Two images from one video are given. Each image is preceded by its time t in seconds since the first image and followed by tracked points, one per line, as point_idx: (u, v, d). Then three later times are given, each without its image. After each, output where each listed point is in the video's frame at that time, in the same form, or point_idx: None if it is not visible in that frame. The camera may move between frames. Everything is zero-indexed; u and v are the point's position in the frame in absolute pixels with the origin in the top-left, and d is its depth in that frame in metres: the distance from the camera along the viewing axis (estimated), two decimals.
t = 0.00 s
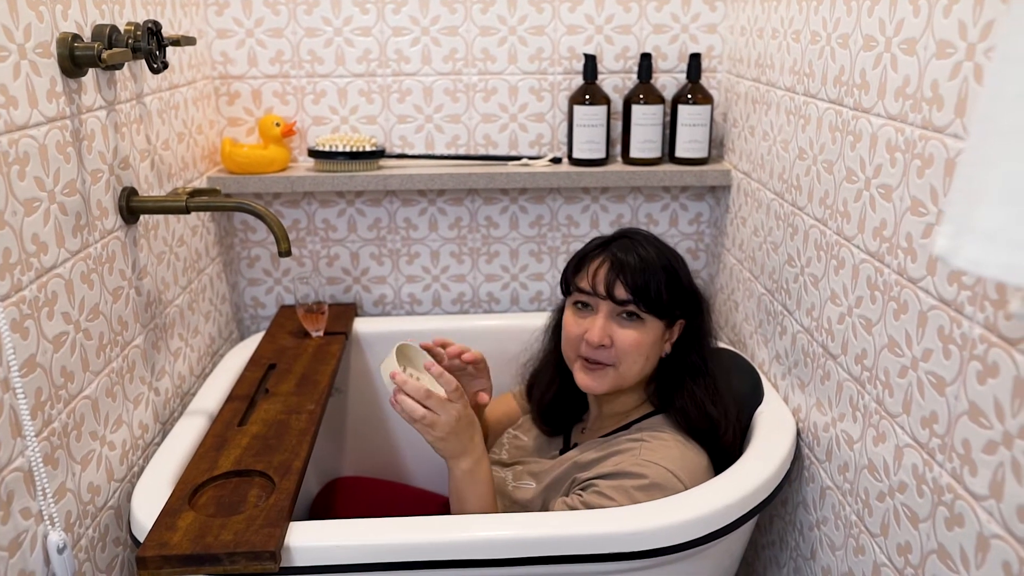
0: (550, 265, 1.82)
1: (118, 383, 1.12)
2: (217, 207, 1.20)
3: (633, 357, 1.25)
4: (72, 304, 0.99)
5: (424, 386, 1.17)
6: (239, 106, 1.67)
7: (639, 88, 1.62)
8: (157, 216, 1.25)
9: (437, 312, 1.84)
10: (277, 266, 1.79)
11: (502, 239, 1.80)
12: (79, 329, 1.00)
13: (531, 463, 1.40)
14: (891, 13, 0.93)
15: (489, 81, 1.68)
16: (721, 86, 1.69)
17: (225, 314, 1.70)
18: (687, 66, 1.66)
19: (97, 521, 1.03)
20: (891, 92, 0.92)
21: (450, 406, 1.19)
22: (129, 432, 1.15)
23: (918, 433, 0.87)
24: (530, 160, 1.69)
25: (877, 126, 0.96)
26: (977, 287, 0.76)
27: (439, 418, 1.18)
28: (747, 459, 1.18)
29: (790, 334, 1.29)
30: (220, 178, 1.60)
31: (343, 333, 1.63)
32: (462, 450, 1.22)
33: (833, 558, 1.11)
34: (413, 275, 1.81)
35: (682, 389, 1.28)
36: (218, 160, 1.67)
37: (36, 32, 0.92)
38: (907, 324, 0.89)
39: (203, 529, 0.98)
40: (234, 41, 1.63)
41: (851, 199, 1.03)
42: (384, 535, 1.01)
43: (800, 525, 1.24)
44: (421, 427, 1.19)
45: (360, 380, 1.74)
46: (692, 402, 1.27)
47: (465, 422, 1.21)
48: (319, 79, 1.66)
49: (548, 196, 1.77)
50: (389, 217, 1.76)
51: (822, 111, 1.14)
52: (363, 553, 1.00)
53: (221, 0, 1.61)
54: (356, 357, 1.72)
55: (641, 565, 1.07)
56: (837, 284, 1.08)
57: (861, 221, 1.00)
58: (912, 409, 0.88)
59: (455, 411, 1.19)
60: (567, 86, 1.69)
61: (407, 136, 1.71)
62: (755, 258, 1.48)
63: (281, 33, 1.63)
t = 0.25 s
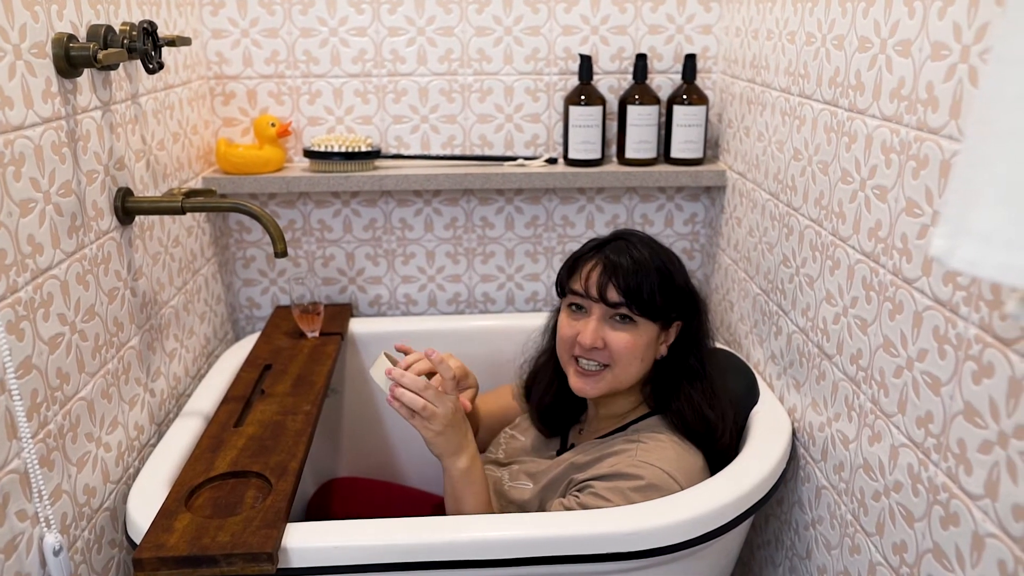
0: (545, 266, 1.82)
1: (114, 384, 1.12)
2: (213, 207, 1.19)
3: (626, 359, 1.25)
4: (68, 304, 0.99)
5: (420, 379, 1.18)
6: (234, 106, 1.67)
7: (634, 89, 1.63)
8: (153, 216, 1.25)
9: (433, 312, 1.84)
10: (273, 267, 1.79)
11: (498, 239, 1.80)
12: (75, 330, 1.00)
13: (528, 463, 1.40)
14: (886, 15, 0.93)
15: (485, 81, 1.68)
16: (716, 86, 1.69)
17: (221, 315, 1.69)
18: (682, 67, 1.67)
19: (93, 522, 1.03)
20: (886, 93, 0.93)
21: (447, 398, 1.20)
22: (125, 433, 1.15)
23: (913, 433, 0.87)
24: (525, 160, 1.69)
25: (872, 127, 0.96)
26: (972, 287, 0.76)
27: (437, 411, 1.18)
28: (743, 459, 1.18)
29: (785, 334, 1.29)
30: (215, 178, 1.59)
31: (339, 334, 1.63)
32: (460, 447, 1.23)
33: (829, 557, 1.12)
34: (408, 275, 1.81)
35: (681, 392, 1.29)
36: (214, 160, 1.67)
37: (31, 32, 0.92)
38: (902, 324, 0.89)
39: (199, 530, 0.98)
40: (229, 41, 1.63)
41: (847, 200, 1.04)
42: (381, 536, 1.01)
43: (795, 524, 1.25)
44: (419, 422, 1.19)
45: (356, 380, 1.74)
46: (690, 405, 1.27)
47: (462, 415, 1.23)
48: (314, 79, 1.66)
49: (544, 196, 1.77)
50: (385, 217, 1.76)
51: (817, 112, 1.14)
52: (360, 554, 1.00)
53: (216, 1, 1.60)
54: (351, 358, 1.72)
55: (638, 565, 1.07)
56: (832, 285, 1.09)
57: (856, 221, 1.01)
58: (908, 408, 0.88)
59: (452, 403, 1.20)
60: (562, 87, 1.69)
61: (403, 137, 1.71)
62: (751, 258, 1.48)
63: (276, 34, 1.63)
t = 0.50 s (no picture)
0: (541, 266, 1.83)
1: (111, 387, 1.11)
2: (209, 209, 1.19)
3: (588, 353, 1.26)
4: (64, 307, 0.98)
5: (397, 378, 1.19)
6: (229, 107, 1.66)
7: (630, 90, 1.62)
8: (148, 218, 1.24)
9: (429, 313, 1.84)
10: (268, 268, 1.79)
11: (494, 240, 1.80)
12: (72, 333, 1.00)
13: (526, 465, 1.40)
14: (881, 17, 0.94)
15: (480, 83, 1.68)
16: (711, 87, 1.70)
17: (216, 316, 1.69)
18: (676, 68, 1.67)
19: (90, 525, 1.03)
20: (881, 94, 0.93)
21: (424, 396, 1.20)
22: (121, 436, 1.14)
23: (909, 432, 0.88)
24: (521, 161, 1.69)
25: (867, 128, 0.97)
26: (967, 287, 0.77)
27: (417, 409, 1.18)
28: (739, 459, 1.18)
29: (781, 334, 1.30)
30: (211, 180, 1.59)
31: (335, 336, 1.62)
32: (444, 446, 1.23)
33: (825, 556, 1.12)
34: (404, 276, 1.81)
35: (664, 399, 1.28)
36: (209, 162, 1.66)
37: (27, 34, 0.92)
38: (898, 324, 0.90)
39: (198, 533, 0.97)
40: (224, 43, 1.62)
41: (842, 201, 1.04)
42: (381, 537, 1.01)
43: (792, 523, 1.25)
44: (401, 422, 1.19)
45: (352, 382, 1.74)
46: (676, 411, 1.27)
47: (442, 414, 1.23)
48: (309, 81, 1.66)
49: (539, 197, 1.77)
50: (381, 218, 1.76)
51: (812, 113, 1.15)
52: (359, 555, 1.00)
53: (211, 2, 1.60)
54: (348, 359, 1.72)
55: (635, 564, 1.07)
56: (828, 285, 1.09)
57: (852, 222, 1.01)
58: (904, 408, 0.89)
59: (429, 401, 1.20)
60: (558, 88, 1.69)
61: (398, 138, 1.71)
62: (746, 258, 1.49)
63: (271, 35, 1.63)
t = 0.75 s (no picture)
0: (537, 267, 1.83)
1: (107, 390, 1.11)
2: (205, 211, 1.19)
3: (567, 344, 1.27)
4: (61, 310, 0.98)
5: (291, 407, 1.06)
6: (224, 109, 1.66)
7: (624, 90, 1.64)
8: (144, 221, 1.24)
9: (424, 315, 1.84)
10: (263, 270, 1.78)
11: (489, 241, 1.80)
12: (68, 336, 0.99)
13: (521, 468, 1.40)
14: (875, 18, 0.94)
15: (475, 84, 1.68)
16: (705, 88, 1.70)
17: (211, 319, 1.68)
18: (671, 69, 1.68)
19: (87, 529, 1.03)
20: (876, 95, 0.94)
21: (326, 411, 1.09)
22: (118, 439, 1.14)
23: (906, 431, 0.88)
24: (516, 162, 1.70)
25: (863, 129, 0.98)
26: (963, 287, 0.77)
27: (324, 430, 1.07)
28: (735, 459, 1.19)
29: (776, 334, 1.30)
30: (205, 182, 1.59)
31: (331, 337, 1.63)
32: (373, 449, 1.13)
33: (822, 555, 1.13)
34: (400, 278, 1.81)
35: (649, 393, 1.29)
36: (203, 163, 1.66)
37: (23, 36, 0.91)
38: (894, 323, 0.90)
39: (197, 536, 0.97)
40: (218, 44, 1.62)
41: (837, 201, 1.05)
42: (379, 539, 1.01)
43: (788, 523, 1.26)
44: (315, 451, 1.07)
45: (347, 383, 1.74)
46: (660, 406, 1.28)
47: (354, 425, 1.11)
48: (304, 82, 1.66)
49: (535, 198, 1.78)
50: (376, 220, 1.76)
51: (807, 113, 1.15)
52: (358, 558, 1.00)
53: (205, 3, 1.60)
54: (344, 360, 1.72)
55: (633, 565, 1.08)
56: (823, 285, 1.10)
57: (847, 222, 1.02)
58: (900, 407, 0.89)
59: (336, 413, 1.10)
60: (552, 89, 1.70)
61: (394, 139, 1.71)
62: (741, 258, 1.50)
63: (265, 36, 1.62)
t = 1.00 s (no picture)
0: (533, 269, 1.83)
1: (104, 394, 1.11)
2: (202, 214, 1.19)
3: (569, 337, 1.28)
4: (58, 314, 0.98)
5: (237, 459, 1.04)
6: (219, 111, 1.66)
7: (621, 93, 1.64)
8: (140, 224, 1.24)
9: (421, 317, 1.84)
10: (260, 272, 1.78)
11: (485, 243, 1.80)
12: (66, 339, 0.99)
13: (519, 470, 1.40)
14: (872, 21, 0.95)
15: (472, 86, 1.68)
16: (701, 90, 1.71)
17: (208, 321, 1.68)
18: (667, 71, 1.68)
19: (85, 533, 1.02)
20: (873, 98, 0.95)
21: (270, 453, 1.06)
22: (115, 443, 1.14)
23: (904, 432, 0.89)
24: (513, 164, 1.70)
25: (859, 131, 0.98)
26: (961, 288, 0.78)
27: (272, 473, 1.04)
28: (733, 461, 1.19)
29: (774, 335, 1.31)
30: (202, 184, 1.58)
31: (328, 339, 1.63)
32: (331, 473, 1.11)
33: (820, 555, 1.13)
34: (396, 280, 1.81)
35: (646, 379, 1.29)
36: (199, 166, 1.66)
37: (20, 39, 0.91)
38: (892, 325, 0.91)
39: (196, 540, 0.97)
40: (214, 47, 1.62)
41: (834, 203, 1.05)
42: (378, 541, 1.01)
43: (786, 524, 1.26)
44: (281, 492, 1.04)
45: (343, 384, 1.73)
46: (657, 392, 1.28)
47: (303, 458, 1.09)
48: (300, 84, 1.66)
49: (531, 200, 1.78)
50: (373, 222, 1.76)
51: (803, 115, 1.16)
52: (356, 560, 1.00)
53: (201, 6, 1.59)
54: (341, 362, 1.71)
55: (630, 566, 1.08)
56: (820, 286, 1.10)
57: (844, 223, 1.02)
58: (898, 408, 0.90)
59: (279, 452, 1.07)
60: (549, 91, 1.70)
61: (390, 141, 1.71)
62: (737, 259, 1.50)
63: (261, 39, 1.62)
